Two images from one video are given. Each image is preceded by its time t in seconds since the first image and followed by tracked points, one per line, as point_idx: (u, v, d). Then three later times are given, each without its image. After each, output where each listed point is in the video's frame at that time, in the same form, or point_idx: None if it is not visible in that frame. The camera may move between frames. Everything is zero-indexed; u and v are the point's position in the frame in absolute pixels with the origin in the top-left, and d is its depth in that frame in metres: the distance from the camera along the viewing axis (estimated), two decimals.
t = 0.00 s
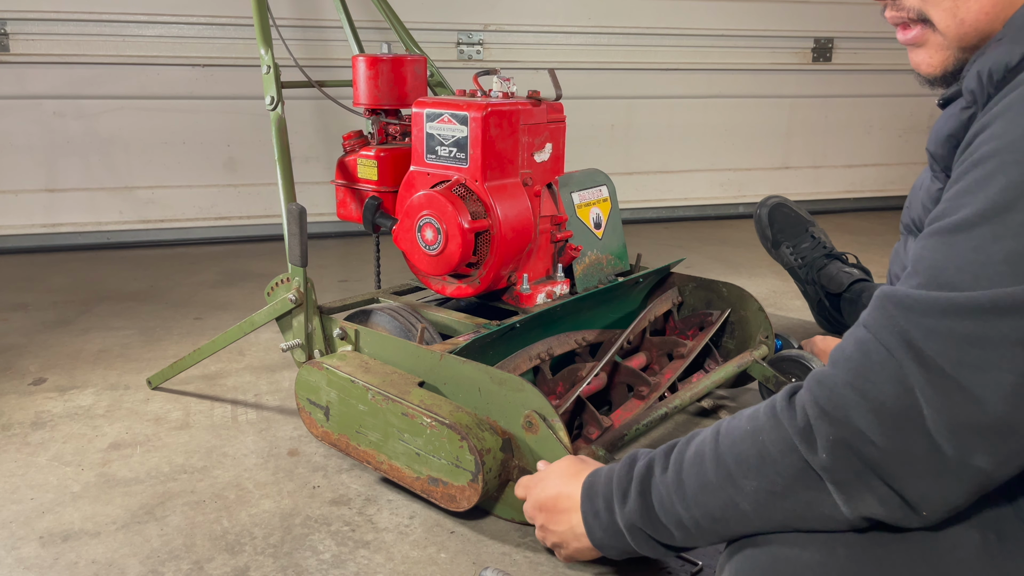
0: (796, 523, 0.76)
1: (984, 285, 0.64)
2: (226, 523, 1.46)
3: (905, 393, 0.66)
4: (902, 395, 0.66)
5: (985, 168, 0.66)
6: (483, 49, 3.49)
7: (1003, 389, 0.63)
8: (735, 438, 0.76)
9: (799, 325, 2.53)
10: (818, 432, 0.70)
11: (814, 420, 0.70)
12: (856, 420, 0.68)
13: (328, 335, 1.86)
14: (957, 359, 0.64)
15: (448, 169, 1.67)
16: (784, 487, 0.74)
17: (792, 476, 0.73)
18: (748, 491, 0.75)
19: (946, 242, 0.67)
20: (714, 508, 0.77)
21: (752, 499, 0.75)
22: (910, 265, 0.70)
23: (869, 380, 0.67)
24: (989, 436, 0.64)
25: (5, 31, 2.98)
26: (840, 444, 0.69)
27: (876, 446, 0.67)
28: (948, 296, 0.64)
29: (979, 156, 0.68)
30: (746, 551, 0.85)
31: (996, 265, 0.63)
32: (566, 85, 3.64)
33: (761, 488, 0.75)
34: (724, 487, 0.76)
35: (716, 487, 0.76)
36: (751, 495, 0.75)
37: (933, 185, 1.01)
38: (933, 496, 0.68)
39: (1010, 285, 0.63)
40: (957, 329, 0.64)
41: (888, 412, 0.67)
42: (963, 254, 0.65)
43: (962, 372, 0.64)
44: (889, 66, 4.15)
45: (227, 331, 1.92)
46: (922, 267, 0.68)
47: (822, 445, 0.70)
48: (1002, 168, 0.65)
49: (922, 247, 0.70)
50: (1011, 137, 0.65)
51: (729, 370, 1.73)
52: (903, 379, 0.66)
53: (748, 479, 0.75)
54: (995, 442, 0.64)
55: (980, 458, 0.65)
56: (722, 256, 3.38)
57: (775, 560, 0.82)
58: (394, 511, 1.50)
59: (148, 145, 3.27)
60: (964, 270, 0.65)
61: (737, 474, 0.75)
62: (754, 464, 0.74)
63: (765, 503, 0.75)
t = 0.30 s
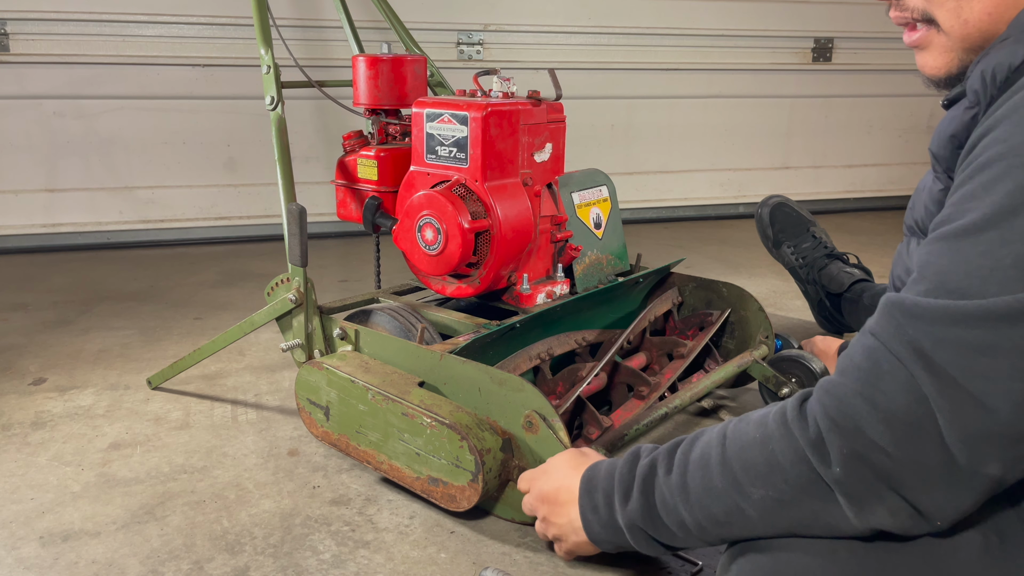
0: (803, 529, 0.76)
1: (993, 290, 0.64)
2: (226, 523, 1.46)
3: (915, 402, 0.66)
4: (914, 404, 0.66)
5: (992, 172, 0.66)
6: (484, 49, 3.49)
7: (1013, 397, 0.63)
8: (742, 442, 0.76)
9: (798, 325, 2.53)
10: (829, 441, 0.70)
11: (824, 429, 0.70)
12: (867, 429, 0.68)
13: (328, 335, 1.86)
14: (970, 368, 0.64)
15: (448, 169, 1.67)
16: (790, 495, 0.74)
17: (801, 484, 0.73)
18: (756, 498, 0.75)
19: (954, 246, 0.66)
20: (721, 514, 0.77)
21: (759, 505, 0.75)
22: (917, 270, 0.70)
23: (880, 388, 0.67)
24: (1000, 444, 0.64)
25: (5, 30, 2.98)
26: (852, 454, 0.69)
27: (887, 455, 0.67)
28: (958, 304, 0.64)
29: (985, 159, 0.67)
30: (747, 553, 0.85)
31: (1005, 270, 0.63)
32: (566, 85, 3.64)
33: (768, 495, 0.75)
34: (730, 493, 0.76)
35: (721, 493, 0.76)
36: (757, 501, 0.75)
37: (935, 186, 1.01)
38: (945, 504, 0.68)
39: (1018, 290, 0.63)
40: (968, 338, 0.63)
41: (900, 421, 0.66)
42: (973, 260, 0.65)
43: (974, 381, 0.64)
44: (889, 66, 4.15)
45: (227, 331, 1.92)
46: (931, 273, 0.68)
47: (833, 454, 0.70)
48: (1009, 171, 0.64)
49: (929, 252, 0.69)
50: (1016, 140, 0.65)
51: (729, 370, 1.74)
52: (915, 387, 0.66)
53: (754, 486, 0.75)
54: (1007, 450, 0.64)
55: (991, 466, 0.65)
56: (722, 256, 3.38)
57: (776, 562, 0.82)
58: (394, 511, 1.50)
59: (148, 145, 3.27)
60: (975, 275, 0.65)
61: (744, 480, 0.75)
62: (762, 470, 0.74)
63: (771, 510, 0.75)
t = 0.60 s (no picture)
0: (788, 511, 0.76)
1: (973, 268, 0.64)
2: (226, 524, 1.46)
3: (894, 377, 0.66)
4: (892, 378, 0.66)
5: (974, 153, 0.66)
6: (483, 49, 3.49)
7: (988, 372, 0.63)
8: (733, 425, 0.76)
9: (798, 325, 2.53)
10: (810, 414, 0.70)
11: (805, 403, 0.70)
12: (846, 402, 0.68)
13: (328, 335, 1.86)
14: (945, 343, 0.64)
15: (448, 169, 1.67)
16: (777, 474, 0.73)
17: (784, 461, 0.73)
18: (741, 475, 0.75)
19: (936, 226, 0.67)
20: (707, 491, 0.77)
21: (746, 485, 0.75)
22: (900, 251, 0.70)
23: (860, 363, 0.67)
24: (977, 421, 0.64)
25: (5, 30, 2.98)
26: (832, 428, 0.69)
27: (865, 429, 0.67)
28: (937, 281, 0.64)
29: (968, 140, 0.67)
30: (745, 549, 0.85)
31: (985, 249, 0.64)
32: (566, 85, 3.64)
33: (754, 475, 0.74)
34: (718, 473, 0.76)
35: (712, 474, 0.76)
36: (747, 482, 0.75)
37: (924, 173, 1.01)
38: (923, 481, 0.67)
39: (997, 268, 0.63)
40: (944, 312, 0.63)
41: (878, 394, 0.66)
42: (954, 239, 0.65)
43: (950, 355, 0.63)
44: (890, 66, 4.15)
45: (227, 331, 1.92)
46: (914, 253, 0.68)
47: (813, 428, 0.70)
48: (991, 152, 0.65)
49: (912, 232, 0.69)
50: (1000, 123, 0.65)
51: (729, 370, 1.74)
52: (893, 362, 0.66)
53: (742, 466, 0.75)
54: (983, 427, 0.64)
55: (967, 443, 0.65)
56: (722, 256, 3.38)
57: (775, 559, 0.82)
58: (394, 511, 1.50)
59: (148, 145, 3.27)
60: (956, 254, 0.65)
61: (731, 457, 0.75)
62: (749, 449, 0.74)
63: (759, 491, 0.75)
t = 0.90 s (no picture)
0: (791, 523, 0.76)
1: (977, 280, 0.64)
2: (226, 524, 1.46)
3: (899, 391, 0.66)
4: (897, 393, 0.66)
5: (976, 165, 0.66)
6: (483, 49, 3.49)
7: (994, 386, 0.63)
8: (732, 434, 0.76)
9: (798, 326, 2.53)
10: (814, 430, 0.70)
11: (810, 418, 0.70)
12: (851, 417, 0.68)
13: (328, 335, 1.86)
14: (951, 357, 0.63)
15: (448, 169, 1.67)
16: (780, 485, 0.73)
17: (788, 475, 0.73)
18: (745, 489, 0.75)
19: (939, 238, 0.67)
20: (710, 504, 0.77)
21: (749, 497, 0.75)
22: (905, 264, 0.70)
23: (864, 377, 0.67)
24: (983, 433, 0.64)
25: (5, 30, 2.98)
26: (838, 444, 0.68)
27: (871, 444, 0.67)
28: (940, 293, 0.64)
29: (971, 153, 0.67)
30: (746, 547, 0.85)
31: (989, 261, 0.63)
32: (566, 85, 3.64)
33: (758, 486, 0.74)
34: (719, 485, 0.76)
35: (712, 484, 0.76)
36: (749, 492, 0.75)
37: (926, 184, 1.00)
38: (930, 495, 0.67)
39: (1001, 280, 0.63)
40: (950, 326, 0.63)
41: (883, 409, 0.66)
42: (956, 252, 0.65)
43: (956, 369, 0.63)
44: (890, 65, 4.15)
45: (227, 331, 1.92)
46: (918, 265, 0.68)
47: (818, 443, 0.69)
48: (993, 164, 0.65)
49: (917, 245, 0.69)
50: (1002, 135, 0.65)
51: (729, 370, 1.73)
52: (898, 376, 0.66)
53: (744, 477, 0.75)
54: (988, 440, 0.64)
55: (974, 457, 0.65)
56: (722, 256, 3.38)
57: (774, 559, 0.82)
58: (394, 511, 1.50)
59: (148, 145, 3.27)
60: (959, 267, 0.65)
61: (733, 471, 0.75)
62: (751, 461, 0.74)
63: (762, 502, 0.75)
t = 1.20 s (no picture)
0: (803, 534, 0.76)
1: (994, 291, 0.63)
2: (226, 523, 1.46)
3: (917, 409, 0.65)
4: (915, 411, 0.65)
5: (991, 172, 0.65)
6: (483, 49, 3.49)
7: (1014, 404, 0.62)
8: (738, 450, 0.76)
9: (798, 326, 2.53)
10: (831, 448, 0.69)
11: (826, 435, 0.69)
12: (868, 435, 0.67)
13: (328, 335, 1.86)
14: (971, 375, 0.62)
15: (448, 169, 1.67)
16: (791, 501, 0.73)
17: (802, 490, 0.72)
18: (757, 504, 0.75)
19: (953, 247, 0.65)
20: (721, 520, 0.77)
21: (761, 511, 0.75)
22: (916, 272, 0.69)
23: (880, 394, 0.66)
24: (1001, 449, 0.63)
25: (5, 30, 2.98)
26: (854, 461, 0.68)
27: (889, 461, 0.67)
28: (959, 308, 0.63)
29: (984, 158, 0.66)
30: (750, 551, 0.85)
31: (1007, 271, 0.62)
32: (566, 85, 3.64)
33: (769, 501, 0.74)
34: (729, 501, 0.76)
35: (721, 500, 0.76)
36: (759, 508, 0.75)
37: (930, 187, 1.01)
38: (947, 508, 0.68)
39: (1019, 293, 0.62)
40: (971, 343, 0.62)
41: (901, 427, 0.66)
42: (972, 260, 0.64)
43: (976, 387, 0.63)
44: (890, 66, 4.15)
45: (227, 331, 1.92)
46: (931, 274, 0.66)
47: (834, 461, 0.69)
48: (1009, 171, 0.63)
49: (928, 253, 0.68)
50: (1017, 140, 0.64)
51: (729, 370, 1.74)
52: (915, 394, 0.65)
53: (754, 494, 0.74)
54: (1007, 455, 0.64)
55: (991, 472, 0.64)
56: (722, 256, 3.38)
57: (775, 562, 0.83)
58: (394, 511, 1.50)
59: (148, 145, 3.27)
60: (975, 277, 0.63)
61: (744, 486, 0.75)
62: (762, 476, 0.74)
63: (773, 517, 0.75)
